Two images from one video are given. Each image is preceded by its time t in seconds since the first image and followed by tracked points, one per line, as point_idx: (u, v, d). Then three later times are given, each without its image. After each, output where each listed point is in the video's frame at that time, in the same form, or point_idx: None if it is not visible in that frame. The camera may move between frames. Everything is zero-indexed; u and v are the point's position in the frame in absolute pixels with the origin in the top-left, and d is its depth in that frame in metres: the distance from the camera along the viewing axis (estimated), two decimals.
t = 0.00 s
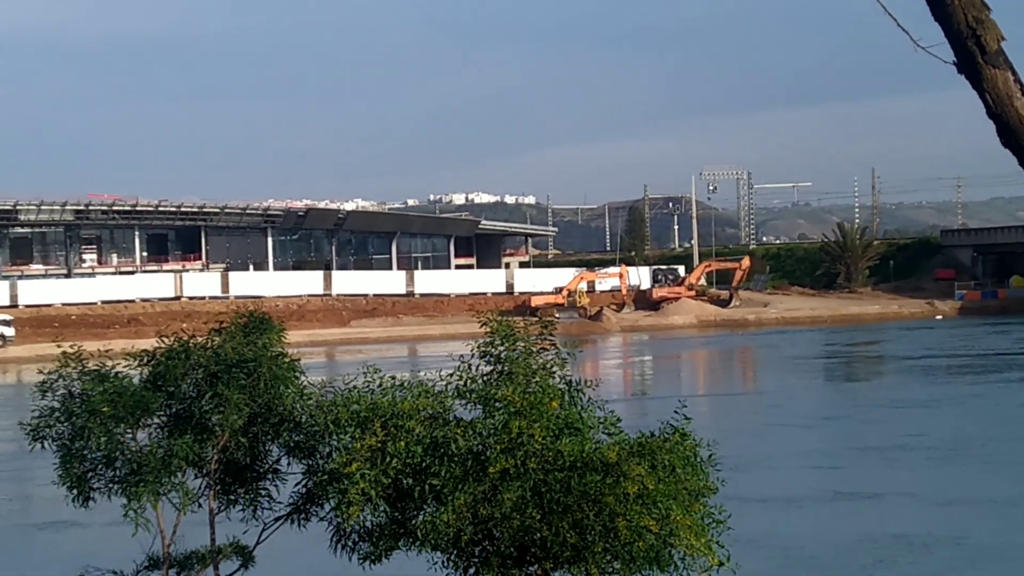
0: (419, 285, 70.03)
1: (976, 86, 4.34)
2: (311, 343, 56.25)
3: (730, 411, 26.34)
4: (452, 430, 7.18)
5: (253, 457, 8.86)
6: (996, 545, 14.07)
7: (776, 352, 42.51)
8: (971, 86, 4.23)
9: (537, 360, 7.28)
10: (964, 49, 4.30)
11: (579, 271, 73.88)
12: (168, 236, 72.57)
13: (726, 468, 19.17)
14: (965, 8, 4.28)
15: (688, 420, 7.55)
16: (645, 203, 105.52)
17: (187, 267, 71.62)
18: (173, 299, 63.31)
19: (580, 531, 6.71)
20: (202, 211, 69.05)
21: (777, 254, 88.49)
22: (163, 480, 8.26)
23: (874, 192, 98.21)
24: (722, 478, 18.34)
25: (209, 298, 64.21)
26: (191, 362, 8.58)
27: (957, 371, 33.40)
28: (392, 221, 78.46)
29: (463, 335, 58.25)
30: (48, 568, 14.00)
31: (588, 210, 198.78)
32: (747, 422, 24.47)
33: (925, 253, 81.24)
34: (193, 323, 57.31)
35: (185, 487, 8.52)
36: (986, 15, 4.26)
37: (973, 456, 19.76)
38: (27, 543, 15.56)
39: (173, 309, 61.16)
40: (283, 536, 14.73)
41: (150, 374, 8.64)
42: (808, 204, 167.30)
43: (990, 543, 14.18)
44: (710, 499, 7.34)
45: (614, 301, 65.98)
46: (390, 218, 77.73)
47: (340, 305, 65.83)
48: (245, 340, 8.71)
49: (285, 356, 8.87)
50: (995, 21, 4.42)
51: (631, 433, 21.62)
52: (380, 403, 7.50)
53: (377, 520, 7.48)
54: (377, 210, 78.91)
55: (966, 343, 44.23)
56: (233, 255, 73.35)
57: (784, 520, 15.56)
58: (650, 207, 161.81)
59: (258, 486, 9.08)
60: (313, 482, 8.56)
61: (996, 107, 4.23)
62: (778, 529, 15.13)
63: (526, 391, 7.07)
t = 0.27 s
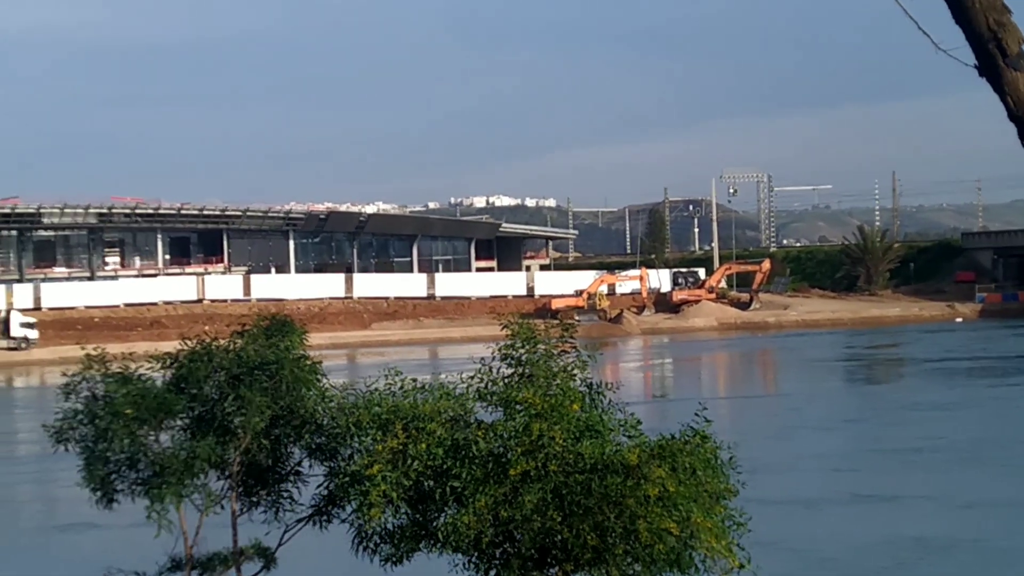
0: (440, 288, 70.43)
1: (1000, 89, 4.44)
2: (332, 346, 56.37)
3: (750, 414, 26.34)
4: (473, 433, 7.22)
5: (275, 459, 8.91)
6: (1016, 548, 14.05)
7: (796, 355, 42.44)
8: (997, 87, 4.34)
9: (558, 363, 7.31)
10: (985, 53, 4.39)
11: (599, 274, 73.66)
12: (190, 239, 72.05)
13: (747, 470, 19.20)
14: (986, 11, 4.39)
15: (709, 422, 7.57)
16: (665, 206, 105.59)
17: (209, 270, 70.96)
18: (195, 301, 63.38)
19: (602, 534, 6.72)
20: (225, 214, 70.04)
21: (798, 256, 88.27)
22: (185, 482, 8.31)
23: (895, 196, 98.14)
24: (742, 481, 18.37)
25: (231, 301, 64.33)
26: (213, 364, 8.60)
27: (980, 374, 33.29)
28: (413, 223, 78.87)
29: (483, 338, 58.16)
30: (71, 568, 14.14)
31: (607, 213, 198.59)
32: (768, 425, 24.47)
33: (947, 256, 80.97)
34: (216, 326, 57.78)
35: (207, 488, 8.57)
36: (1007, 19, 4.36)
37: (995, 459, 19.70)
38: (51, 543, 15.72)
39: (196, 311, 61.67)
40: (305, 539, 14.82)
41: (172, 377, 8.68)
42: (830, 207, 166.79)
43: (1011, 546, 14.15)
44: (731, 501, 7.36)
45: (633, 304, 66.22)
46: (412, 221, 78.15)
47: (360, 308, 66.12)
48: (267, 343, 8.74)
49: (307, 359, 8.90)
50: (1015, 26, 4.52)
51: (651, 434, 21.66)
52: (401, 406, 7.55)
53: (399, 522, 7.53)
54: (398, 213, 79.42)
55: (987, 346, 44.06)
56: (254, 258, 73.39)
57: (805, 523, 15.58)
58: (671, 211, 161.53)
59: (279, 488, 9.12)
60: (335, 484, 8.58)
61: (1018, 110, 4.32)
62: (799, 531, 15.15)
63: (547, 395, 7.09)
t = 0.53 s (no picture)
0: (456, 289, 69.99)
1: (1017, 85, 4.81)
2: (347, 347, 56.37)
3: (766, 415, 26.30)
4: (489, 434, 7.23)
5: (290, 460, 8.91)
6: None
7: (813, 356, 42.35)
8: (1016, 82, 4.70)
9: (574, 364, 7.29)
10: (1005, 51, 4.76)
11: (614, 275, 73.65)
12: (205, 240, 72.85)
13: (763, 472, 19.18)
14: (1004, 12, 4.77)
15: (727, 423, 7.52)
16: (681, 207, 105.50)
17: (225, 272, 71.87)
18: (211, 303, 63.50)
19: (618, 536, 6.70)
20: (240, 216, 69.75)
21: (815, 257, 88.00)
22: (200, 483, 8.32)
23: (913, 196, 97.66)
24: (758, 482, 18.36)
25: (246, 302, 64.42)
26: (228, 365, 8.58)
27: (999, 376, 33.13)
28: (429, 225, 78.61)
29: (498, 339, 58.10)
30: (86, 569, 14.19)
31: (623, 214, 198.08)
32: (785, 426, 24.43)
33: (964, 257, 80.64)
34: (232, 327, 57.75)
35: (222, 490, 8.58)
36: None
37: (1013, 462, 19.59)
38: (66, 544, 15.76)
39: (211, 313, 61.64)
40: (322, 539, 14.86)
41: (188, 378, 8.68)
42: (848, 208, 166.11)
43: None
44: (748, 503, 7.34)
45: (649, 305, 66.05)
46: (428, 222, 77.86)
47: (375, 309, 65.92)
48: (283, 344, 8.72)
49: (322, 360, 8.87)
50: None
51: (667, 435, 21.59)
52: (417, 407, 7.55)
53: (414, 524, 7.56)
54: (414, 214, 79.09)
55: (1004, 347, 43.86)
56: (269, 259, 73.36)
57: (820, 524, 15.55)
58: (687, 212, 161.25)
59: (295, 489, 9.11)
60: (350, 486, 8.58)
61: None
62: (815, 533, 15.13)
63: (563, 395, 7.07)
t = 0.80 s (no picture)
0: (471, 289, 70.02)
1: None
2: (362, 347, 56.43)
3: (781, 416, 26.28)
4: (504, 435, 7.26)
5: (306, 460, 8.92)
6: None
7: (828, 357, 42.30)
8: None
9: (589, 365, 7.31)
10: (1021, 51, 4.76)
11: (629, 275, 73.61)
12: (220, 241, 72.67)
13: (777, 472, 19.18)
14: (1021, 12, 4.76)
15: (741, 424, 7.52)
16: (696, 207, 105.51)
17: (239, 271, 71.77)
18: (226, 303, 63.74)
19: (632, 537, 6.70)
20: (254, 216, 70.23)
21: (830, 258, 87.79)
22: (216, 483, 8.35)
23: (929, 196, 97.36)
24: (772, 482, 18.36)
25: (261, 302, 64.56)
26: (244, 366, 8.60)
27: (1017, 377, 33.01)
28: (443, 225, 78.91)
29: (513, 339, 58.07)
30: (103, 568, 14.27)
31: (637, 214, 197.83)
32: (800, 427, 24.41)
33: (980, 257, 80.34)
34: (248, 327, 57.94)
35: (237, 490, 8.61)
36: None
37: None
38: (84, 543, 15.84)
39: (226, 313, 61.82)
40: (338, 540, 14.91)
41: (204, 378, 8.71)
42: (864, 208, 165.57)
43: None
44: (763, 503, 7.33)
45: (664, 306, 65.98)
46: (442, 222, 78.11)
47: (390, 309, 65.97)
48: (298, 344, 8.74)
49: (337, 360, 8.88)
50: None
51: (681, 436, 21.63)
52: (432, 408, 7.58)
53: (430, 524, 7.60)
54: (428, 215, 79.37)
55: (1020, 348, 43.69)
56: (285, 259, 73.50)
57: (833, 525, 15.54)
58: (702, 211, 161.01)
59: (310, 490, 9.13)
60: (365, 486, 8.59)
61: None
62: (828, 533, 15.13)
63: (578, 396, 7.08)
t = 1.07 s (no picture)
0: (481, 290, 70.01)
1: None
2: (373, 348, 56.42)
3: (793, 415, 26.26)
4: (515, 435, 7.28)
5: (317, 460, 8.93)
6: None
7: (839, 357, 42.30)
8: None
9: (600, 365, 7.34)
10: None
11: (641, 276, 73.53)
12: (231, 241, 73.12)
13: (787, 472, 19.18)
14: None
15: (753, 424, 7.53)
16: (707, 208, 105.45)
17: (251, 272, 72.16)
18: (237, 304, 63.88)
19: (644, 537, 6.71)
20: (265, 216, 70.55)
21: (841, 259, 87.64)
22: (228, 484, 8.35)
23: (940, 197, 97.15)
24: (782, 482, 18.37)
25: (273, 302, 64.68)
26: (256, 366, 8.60)
27: None
28: (454, 226, 78.43)
29: (524, 339, 58.01)
30: (115, 568, 14.29)
31: (648, 214, 197.74)
32: (811, 427, 24.38)
33: (992, 257, 80.14)
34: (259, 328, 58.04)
35: (249, 490, 8.60)
36: None
37: None
38: (95, 543, 15.85)
39: (237, 313, 61.96)
40: (350, 540, 14.94)
41: (215, 378, 8.70)
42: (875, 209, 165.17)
43: None
44: (774, 503, 7.34)
45: (675, 307, 65.92)
46: (453, 223, 77.64)
47: (401, 309, 66.03)
48: (309, 344, 8.74)
49: (349, 360, 8.89)
50: None
51: (693, 437, 21.65)
52: (443, 408, 7.61)
53: (440, 523, 7.63)
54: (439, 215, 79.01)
55: None
56: (295, 260, 73.94)
57: (844, 525, 15.53)
58: (713, 212, 160.98)
59: (321, 490, 9.13)
60: (376, 486, 8.61)
61: None
62: (839, 533, 15.11)
63: (589, 396, 7.10)
